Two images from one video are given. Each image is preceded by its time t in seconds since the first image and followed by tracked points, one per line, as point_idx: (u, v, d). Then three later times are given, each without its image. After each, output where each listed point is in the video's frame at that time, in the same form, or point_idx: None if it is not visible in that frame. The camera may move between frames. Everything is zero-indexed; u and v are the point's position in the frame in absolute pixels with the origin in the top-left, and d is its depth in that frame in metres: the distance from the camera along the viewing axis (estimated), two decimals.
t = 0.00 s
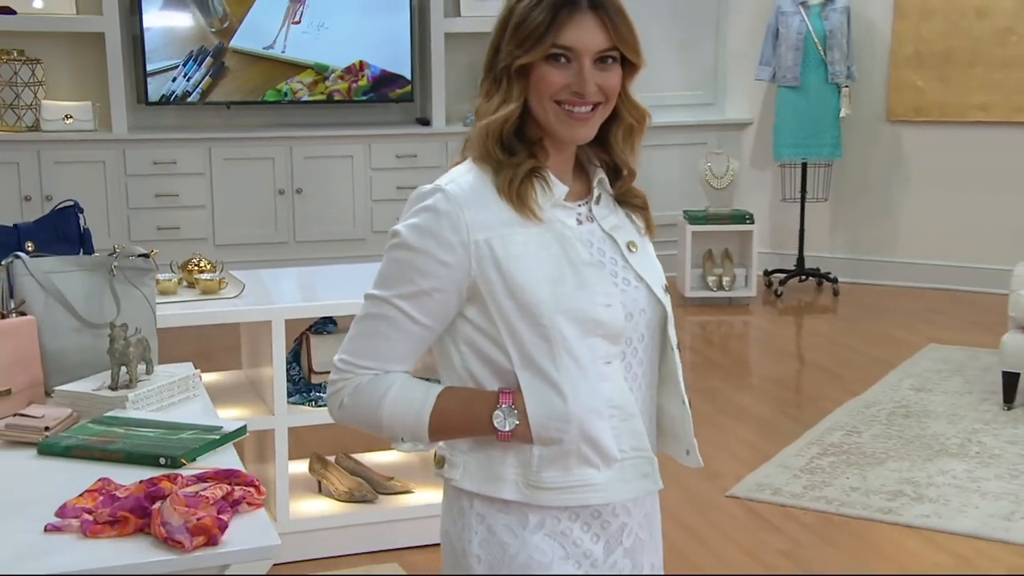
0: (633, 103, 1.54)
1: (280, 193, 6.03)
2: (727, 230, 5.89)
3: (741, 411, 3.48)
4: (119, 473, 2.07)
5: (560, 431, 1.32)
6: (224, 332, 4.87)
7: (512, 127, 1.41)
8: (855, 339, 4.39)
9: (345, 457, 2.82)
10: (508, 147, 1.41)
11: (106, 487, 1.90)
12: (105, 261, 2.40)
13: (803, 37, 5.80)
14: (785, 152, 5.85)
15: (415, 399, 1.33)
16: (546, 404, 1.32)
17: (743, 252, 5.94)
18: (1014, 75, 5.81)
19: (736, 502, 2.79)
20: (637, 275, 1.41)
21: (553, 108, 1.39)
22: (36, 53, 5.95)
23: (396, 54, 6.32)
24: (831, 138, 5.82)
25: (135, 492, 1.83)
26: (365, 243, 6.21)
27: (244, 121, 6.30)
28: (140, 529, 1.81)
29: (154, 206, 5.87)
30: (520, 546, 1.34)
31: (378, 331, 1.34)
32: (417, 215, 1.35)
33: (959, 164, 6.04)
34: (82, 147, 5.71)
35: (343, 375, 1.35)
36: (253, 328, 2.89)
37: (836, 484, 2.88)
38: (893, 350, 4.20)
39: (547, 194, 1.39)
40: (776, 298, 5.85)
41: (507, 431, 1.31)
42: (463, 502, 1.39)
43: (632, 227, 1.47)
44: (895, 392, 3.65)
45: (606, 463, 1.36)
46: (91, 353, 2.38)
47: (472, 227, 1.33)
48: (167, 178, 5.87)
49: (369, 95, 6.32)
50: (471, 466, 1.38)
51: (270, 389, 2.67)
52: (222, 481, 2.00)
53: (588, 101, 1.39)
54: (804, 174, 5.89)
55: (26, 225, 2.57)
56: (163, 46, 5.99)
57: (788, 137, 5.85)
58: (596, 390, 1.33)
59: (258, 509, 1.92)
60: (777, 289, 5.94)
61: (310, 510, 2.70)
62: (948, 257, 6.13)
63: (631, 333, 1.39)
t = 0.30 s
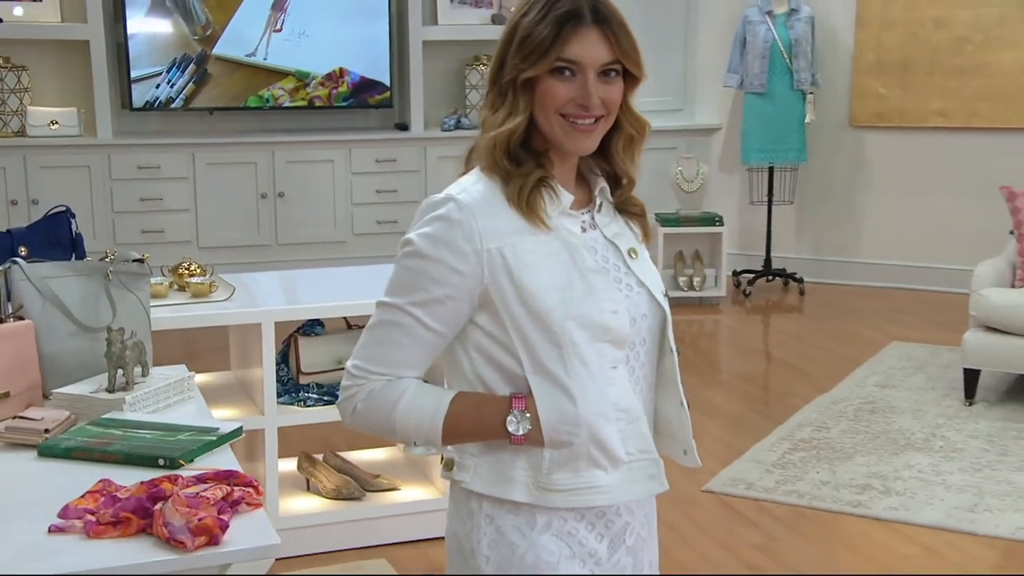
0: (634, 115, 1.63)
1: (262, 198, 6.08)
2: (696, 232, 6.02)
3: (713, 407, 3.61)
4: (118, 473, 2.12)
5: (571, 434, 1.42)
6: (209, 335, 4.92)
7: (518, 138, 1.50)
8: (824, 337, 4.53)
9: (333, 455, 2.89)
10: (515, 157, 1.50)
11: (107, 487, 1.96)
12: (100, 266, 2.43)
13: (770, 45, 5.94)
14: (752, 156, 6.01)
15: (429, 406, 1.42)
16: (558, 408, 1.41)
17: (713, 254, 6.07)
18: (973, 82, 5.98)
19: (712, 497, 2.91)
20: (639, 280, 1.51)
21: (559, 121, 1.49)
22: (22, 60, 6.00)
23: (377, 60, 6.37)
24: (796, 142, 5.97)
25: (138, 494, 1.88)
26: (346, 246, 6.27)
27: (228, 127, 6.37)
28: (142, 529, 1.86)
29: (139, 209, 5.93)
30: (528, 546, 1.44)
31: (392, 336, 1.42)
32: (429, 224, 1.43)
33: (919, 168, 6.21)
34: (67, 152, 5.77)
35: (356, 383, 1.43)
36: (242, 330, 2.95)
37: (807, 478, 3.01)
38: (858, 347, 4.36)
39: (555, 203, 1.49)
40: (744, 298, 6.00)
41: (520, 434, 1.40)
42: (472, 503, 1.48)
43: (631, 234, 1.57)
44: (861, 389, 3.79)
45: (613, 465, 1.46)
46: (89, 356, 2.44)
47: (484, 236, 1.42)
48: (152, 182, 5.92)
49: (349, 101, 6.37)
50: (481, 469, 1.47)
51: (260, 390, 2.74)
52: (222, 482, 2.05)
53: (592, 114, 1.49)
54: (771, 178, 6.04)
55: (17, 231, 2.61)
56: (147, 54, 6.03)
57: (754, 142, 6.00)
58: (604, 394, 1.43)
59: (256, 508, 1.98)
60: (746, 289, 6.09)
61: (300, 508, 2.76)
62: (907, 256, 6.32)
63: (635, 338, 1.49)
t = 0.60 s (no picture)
0: (623, 127, 1.73)
1: (237, 201, 6.13)
2: (660, 233, 6.16)
3: (680, 404, 3.73)
4: (106, 475, 2.17)
5: (561, 438, 1.51)
6: (188, 339, 4.97)
7: (509, 149, 1.59)
8: (784, 334, 4.69)
9: (312, 453, 2.94)
10: (507, 167, 1.59)
11: (97, 489, 1.95)
12: (84, 272, 2.50)
13: (730, 52, 6.08)
14: (713, 160, 6.15)
15: (423, 409, 1.50)
16: (549, 412, 1.50)
17: (677, 254, 6.21)
18: (925, 89, 6.16)
19: (681, 492, 3.02)
20: (627, 287, 1.60)
21: (549, 132, 1.58)
22: None
23: (349, 66, 6.42)
24: (756, 147, 6.13)
25: (128, 495, 1.87)
26: (320, 247, 6.33)
27: (202, 132, 6.39)
28: (134, 531, 1.86)
29: (115, 213, 5.95)
30: (519, 545, 1.52)
31: (387, 340, 1.51)
32: (424, 232, 1.51)
33: (874, 172, 6.39)
34: (43, 156, 5.79)
35: (352, 385, 1.51)
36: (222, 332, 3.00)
37: (771, 472, 3.13)
38: (817, 344, 4.51)
39: (546, 212, 1.58)
40: (707, 297, 6.16)
41: (512, 437, 1.49)
42: (466, 504, 1.57)
43: (618, 241, 1.67)
44: (821, 384, 3.94)
45: (602, 467, 1.55)
46: (74, 361, 2.48)
47: (478, 244, 1.51)
48: (127, 186, 5.95)
49: (322, 106, 6.40)
50: (473, 470, 1.56)
51: (241, 391, 2.79)
52: (212, 482, 2.05)
53: (581, 125, 1.59)
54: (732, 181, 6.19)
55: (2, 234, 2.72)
56: (123, 61, 6.06)
57: (715, 147, 6.15)
58: (593, 398, 1.52)
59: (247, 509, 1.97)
60: (708, 289, 6.24)
61: (280, 506, 2.80)
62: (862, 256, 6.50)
63: (624, 342, 1.58)
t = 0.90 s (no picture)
0: (600, 135, 1.82)
1: (206, 205, 6.14)
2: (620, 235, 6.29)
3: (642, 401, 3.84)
4: (90, 477, 2.22)
5: (541, 439, 1.59)
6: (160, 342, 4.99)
7: (490, 158, 1.66)
8: (740, 333, 4.84)
9: (285, 453, 2.99)
10: (488, 176, 1.66)
11: (79, 492, 2.00)
12: (62, 276, 2.53)
13: (687, 60, 6.21)
14: (671, 164, 6.28)
15: (407, 412, 1.57)
16: (529, 414, 1.59)
17: (636, 255, 6.34)
18: (873, 96, 6.34)
19: (644, 487, 3.13)
20: (604, 292, 1.69)
21: (528, 140, 1.65)
22: None
23: (316, 72, 6.44)
24: (712, 151, 6.27)
25: (111, 497, 1.93)
26: (288, 250, 6.36)
27: (170, 137, 6.39)
28: (117, 533, 1.91)
29: (84, 217, 5.94)
30: (502, 544, 1.61)
31: (373, 345, 1.58)
32: (408, 240, 1.59)
33: (826, 175, 6.56)
34: (11, 161, 5.77)
35: (339, 388, 1.59)
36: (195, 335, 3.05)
37: (730, 466, 3.26)
38: (773, 342, 4.65)
39: (526, 220, 1.66)
40: (665, 297, 6.29)
41: (494, 438, 1.57)
42: (451, 505, 1.65)
43: (596, 248, 1.75)
44: (777, 381, 4.08)
45: (581, 467, 1.64)
46: (52, 365, 2.54)
47: (461, 251, 1.58)
48: (97, 191, 5.94)
49: (289, 112, 6.42)
50: (457, 471, 1.64)
51: (216, 393, 2.84)
52: (193, 484, 2.09)
53: (561, 134, 1.65)
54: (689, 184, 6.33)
55: None
56: (92, 67, 6.04)
57: (673, 151, 6.28)
58: (572, 400, 1.60)
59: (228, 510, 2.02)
60: (666, 289, 6.38)
61: (254, 505, 2.86)
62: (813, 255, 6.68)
63: (601, 346, 1.68)
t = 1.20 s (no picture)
0: (576, 144, 1.90)
1: (174, 208, 6.15)
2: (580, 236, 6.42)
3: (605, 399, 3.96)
4: (71, 479, 2.27)
5: (523, 441, 1.62)
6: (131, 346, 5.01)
7: (470, 168, 1.71)
8: (696, 331, 4.99)
9: (258, 453, 3.04)
10: (469, 185, 1.71)
11: (60, 494, 2.03)
12: (39, 282, 2.56)
13: (643, 67, 6.34)
14: (629, 167, 6.41)
15: (392, 415, 1.60)
16: (511, 416, 1.62)
17: (595, 256, 6.48)
18: (822, 102, 6.52)
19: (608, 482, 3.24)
20: (578, 296, 1.75)
21: (508, 149, 1.71)
22: None
23: (281, 78, 6.46)
24: (668, 155, 6.40)
25: (93, 500, 1.96)
26: (256, 252, 6.39)
27: (138, 142, 6.38)
28: (98, 535, 1.93)
29: (52, 221, 5.93)
30: (485, 543, 1.65)
31: (358, 350, 1.61)
32: (393, 247, 1.62)
33: (779, 179, 6.73)
34: None
35: (326, 393, 1.62)
36: (168, 337, 3.10)
37: (691, 461, 3.38)
38: (729, 340, 4.80)
39: (506, 227, 1.71)
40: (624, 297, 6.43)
41: (478, 441, 1.59)
42: (434, 506, 1.68)
43: (569, 254, 1.81)
44: (733, 378, 4.22)
45: (561, 468, 1.67)
46: (29, 368, 2.60)
47: (444, 258, 1.62)
48: (66, 195, 5.93)
49: (256, 117, 6.44)
50: (440, 472, 1.67)
51: (189, 395, 2.89)
52: (172, 486, 2.14)
53: (539, 143, 1.71)
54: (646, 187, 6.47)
55: None
56: (59, 73, 5.99)
57: (631, 155, 6.41)
58: (552, 403, 1.64)
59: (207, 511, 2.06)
60: (625, 289, 6.52)
61: (228, 504, 2.91)
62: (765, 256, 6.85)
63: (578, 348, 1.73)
